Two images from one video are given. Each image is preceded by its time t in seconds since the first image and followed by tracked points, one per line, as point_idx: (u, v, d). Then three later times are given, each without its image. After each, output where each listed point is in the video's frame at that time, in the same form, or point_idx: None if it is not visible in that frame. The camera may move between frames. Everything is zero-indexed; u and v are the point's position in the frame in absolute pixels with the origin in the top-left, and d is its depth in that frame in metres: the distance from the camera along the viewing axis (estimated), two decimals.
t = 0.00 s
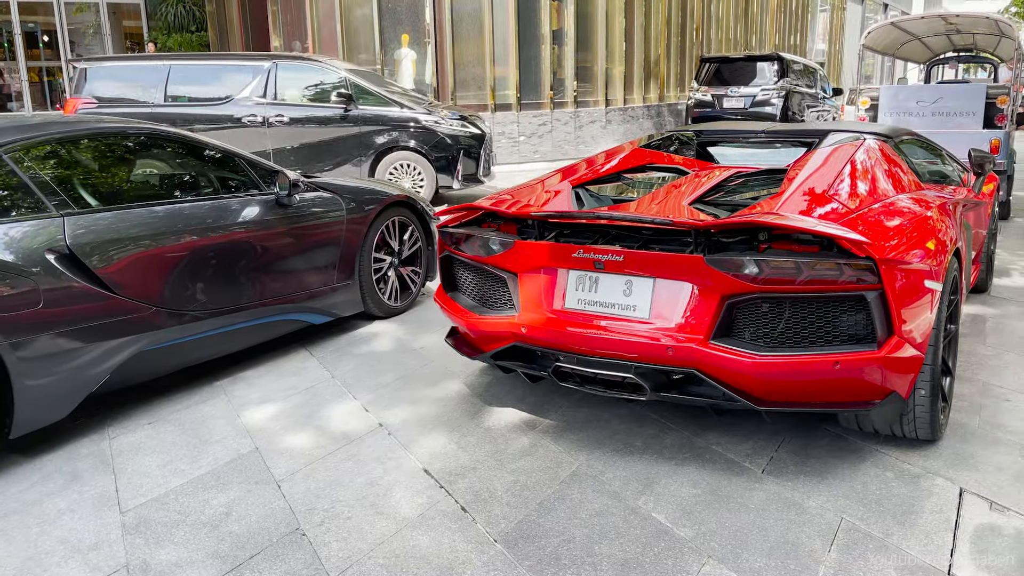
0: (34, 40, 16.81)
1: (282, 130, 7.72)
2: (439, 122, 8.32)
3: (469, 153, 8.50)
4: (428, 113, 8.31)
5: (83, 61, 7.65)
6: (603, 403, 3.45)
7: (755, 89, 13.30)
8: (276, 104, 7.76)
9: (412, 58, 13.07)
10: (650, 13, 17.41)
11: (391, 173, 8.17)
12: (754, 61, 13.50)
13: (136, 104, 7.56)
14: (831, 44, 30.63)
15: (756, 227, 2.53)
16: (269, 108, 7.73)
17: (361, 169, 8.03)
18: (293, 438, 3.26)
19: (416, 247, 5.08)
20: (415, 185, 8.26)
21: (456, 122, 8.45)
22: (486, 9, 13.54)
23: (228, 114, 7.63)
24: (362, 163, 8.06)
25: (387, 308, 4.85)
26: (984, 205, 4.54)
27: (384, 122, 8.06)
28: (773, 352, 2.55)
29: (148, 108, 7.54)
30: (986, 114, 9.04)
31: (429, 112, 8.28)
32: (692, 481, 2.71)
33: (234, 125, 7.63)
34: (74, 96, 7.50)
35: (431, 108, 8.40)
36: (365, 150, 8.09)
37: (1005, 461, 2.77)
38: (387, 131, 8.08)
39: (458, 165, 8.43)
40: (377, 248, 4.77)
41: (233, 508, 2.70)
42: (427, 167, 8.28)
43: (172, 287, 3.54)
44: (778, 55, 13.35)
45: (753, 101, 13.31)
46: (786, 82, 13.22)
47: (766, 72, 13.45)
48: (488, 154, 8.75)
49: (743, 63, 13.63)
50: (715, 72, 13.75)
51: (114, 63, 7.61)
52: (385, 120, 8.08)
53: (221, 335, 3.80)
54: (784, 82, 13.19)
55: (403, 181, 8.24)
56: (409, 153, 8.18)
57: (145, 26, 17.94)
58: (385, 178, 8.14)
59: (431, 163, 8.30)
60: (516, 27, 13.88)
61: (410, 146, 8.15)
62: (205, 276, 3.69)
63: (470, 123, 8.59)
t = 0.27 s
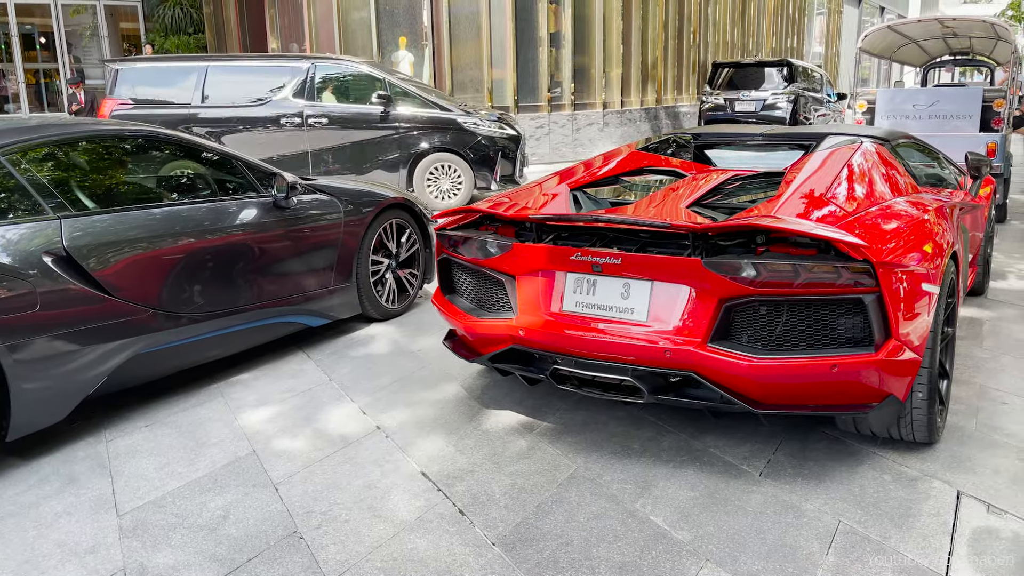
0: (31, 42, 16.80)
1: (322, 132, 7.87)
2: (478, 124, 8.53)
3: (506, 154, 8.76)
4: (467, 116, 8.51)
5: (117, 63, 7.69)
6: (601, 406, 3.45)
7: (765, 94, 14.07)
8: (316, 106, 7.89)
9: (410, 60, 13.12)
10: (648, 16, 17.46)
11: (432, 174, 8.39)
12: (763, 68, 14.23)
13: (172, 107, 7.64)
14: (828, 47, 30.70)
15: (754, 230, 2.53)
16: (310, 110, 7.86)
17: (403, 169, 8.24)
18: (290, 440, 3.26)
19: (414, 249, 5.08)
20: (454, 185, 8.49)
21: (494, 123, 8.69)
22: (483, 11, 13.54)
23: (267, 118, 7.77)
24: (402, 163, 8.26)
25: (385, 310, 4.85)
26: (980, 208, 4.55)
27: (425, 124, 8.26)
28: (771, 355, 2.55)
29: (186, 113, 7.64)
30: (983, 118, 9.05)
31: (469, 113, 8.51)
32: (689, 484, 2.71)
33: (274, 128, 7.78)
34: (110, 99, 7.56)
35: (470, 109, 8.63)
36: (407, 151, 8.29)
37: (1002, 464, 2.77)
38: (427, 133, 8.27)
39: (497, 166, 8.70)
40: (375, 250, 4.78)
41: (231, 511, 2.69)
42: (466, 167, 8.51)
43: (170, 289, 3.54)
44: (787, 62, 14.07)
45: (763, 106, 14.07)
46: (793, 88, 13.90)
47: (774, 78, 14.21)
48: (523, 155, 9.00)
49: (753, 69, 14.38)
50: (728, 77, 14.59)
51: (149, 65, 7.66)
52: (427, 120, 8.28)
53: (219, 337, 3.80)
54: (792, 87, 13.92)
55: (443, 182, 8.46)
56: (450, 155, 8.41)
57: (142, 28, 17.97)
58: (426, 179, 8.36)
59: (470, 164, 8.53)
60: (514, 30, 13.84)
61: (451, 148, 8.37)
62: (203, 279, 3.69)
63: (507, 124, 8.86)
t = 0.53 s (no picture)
0: (31, 44, 16.80)
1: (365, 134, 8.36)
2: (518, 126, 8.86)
3: (547, 155, 9.05)
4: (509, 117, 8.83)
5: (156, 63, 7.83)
6: (601, 408, 3.45)
7: (777, 99, 14.41)
8: (358, 108, 8.32)
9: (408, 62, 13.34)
10: (648, 19, 17.50)
11: (473, 174, 8.74)
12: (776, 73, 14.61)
13: (211, 108, 7.88)
14: (827, 51, 30.74)
15: (755, 233, 2.53)
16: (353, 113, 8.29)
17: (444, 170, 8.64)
18: (290, 443, 3.26)
19: (415, 252, 5.09)
20: (495, 185, 8.81)
21: (535, 125, 9.02)
22: (483, 13, 13.49)
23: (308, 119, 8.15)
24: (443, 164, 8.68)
25: (385, 313, 4.86)
26: (980, 212, 4.56)
27: (465, 126, 8.62)
28: (771, 358, 2.55)
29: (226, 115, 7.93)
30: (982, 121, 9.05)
31: (511, 115, 8.83)
32: (690, 487, 2.71)
33: (315, 130, 8.19)
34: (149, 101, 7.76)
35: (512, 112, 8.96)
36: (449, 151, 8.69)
37: (1002, 467, 2.77)
38: (469, 133, 8.64)
39: (538, 166, 8.98)
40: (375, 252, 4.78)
41: (230, 513, 2.69)
42: (506, 168, 8.83)
43: (172, 291, 3.54)
44: (795, 67, 14.34)
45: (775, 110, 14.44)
46: (803, 92, 14.20)
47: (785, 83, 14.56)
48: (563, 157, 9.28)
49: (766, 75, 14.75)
50: (746, 83, 14.81)
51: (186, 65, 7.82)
52: (468, 120, 8.64)
53: (221, 339, 3.80)
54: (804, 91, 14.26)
55: (484, 182, 8.79)
56: (491, 155, 8.75)
57: (142, 30, 18.00)
58: (467, 179, 8.73)
59: (511, 164, 8.84)
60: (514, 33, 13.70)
61: (491, 148, 8.72)
62: (204, 280, 3.69)
63: (547, 126, 9.17)
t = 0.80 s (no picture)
0: (32, 46, 16.86)
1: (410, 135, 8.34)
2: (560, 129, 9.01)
3: (586, 157, 9.24)
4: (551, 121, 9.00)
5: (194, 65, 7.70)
6: (601, 412, 3.45)
7: (788, 104, 14.52)
8: (403, 109, 8.30)
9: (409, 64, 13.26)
10: (649, 22, 17.53)
11: (517, 177, 8.84)
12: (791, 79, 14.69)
13: (250, 109, 7.72)
14: (828, 55, 30.77)
15: (756, 237, 2.53)
16: (398, 114, 8.27)
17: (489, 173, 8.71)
18: (291, 446, 3.26)
19: (420, 254, 5.10)
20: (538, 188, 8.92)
21: (575, 128, 9.20)
22: (484, 17, 13.54)
23: (349, 119, 8.06)
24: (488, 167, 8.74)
25: (390, 314, 4.88)
26: (981, 216, 4.56)
27: (510, 129, 8.71)
28: (772, 362, 2.56)
29: (266, 115, 7.75)
30: (982, 126, 9.05)
31: (553, 119, 9.00)
32: (691, 490, 2.71)
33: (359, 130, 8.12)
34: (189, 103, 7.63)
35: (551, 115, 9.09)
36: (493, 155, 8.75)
37: (1003, 471, 2.77)
38: (513, 137, 8.73)
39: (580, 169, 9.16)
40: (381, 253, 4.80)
41: (231, 516, 2.69)
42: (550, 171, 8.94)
43: (178, 291, 3.56)
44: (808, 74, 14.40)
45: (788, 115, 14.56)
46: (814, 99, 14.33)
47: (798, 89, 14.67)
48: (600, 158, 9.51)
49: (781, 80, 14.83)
50: (762, 89, 14.92)
51: (224, 66, 7.67)
52: (512, 123, 8.73)
53: (226, 339, 3.82)
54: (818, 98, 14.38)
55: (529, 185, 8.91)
56: (535, 158, 8.87)
57: (144, 33, 18.02)
58: (512, 182, 8.81)
59: (553, 167, 8.99)
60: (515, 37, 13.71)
61: (535, 151, 8.82)
62: (210, 281, 3.72)
63: (585, 129, 9.36)
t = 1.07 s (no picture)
0: (34, 48, 16.95)
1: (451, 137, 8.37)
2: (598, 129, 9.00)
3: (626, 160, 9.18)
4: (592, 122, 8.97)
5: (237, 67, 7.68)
6: (601, 415, 3.44)
7: (799, 110, 14.65)
8: (444, 112, 8.32)
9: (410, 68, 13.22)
10: (650, 26, 17.56)
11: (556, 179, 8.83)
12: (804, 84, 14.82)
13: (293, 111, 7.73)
14: (829, 58, 30.78)
15: (757, 241, 2.54)
16: (439, 117, 8.31)
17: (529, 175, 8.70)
18: (291, 449, 3.25)
19: (429, 256, 5.15)
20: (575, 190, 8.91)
21: (615, 130, 9.13)
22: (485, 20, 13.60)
23: (391, 122, 8.11)
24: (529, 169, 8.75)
25: (398, 314, 4.93)
26: (982, 220, 4.55)
27: (553, 129, 8.71)
28: (773, 366, 2.55)
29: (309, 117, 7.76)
30: (983, 130, 9.05)
31: (594, 121, 8.95)
32: (691, 495, 2.70)
33: (401, 135, 8.16)
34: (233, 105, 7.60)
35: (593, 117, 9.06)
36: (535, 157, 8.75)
37: (1004, 476, 2.77)
38: (553, 138, 8.71)
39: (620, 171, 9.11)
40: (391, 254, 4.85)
41: (231, 519, 2.69)
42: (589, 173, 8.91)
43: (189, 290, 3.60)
44: (817, 79, 14.64)
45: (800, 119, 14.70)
46: (825, 104, 14.46)
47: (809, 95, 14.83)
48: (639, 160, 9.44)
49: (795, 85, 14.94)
50: (776, 96, 15.11)
51: (266, 68, 7.66)
52: (554, 125, 8.71)
53: (237, 338, 3.86)
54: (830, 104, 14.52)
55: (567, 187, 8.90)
56: (575, 160, 8.82)
57: (145, 36, 18.06)
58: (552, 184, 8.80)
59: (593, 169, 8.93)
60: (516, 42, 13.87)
61: (576, 151, 8.78)
62: (217, 281, 3.74)
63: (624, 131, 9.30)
